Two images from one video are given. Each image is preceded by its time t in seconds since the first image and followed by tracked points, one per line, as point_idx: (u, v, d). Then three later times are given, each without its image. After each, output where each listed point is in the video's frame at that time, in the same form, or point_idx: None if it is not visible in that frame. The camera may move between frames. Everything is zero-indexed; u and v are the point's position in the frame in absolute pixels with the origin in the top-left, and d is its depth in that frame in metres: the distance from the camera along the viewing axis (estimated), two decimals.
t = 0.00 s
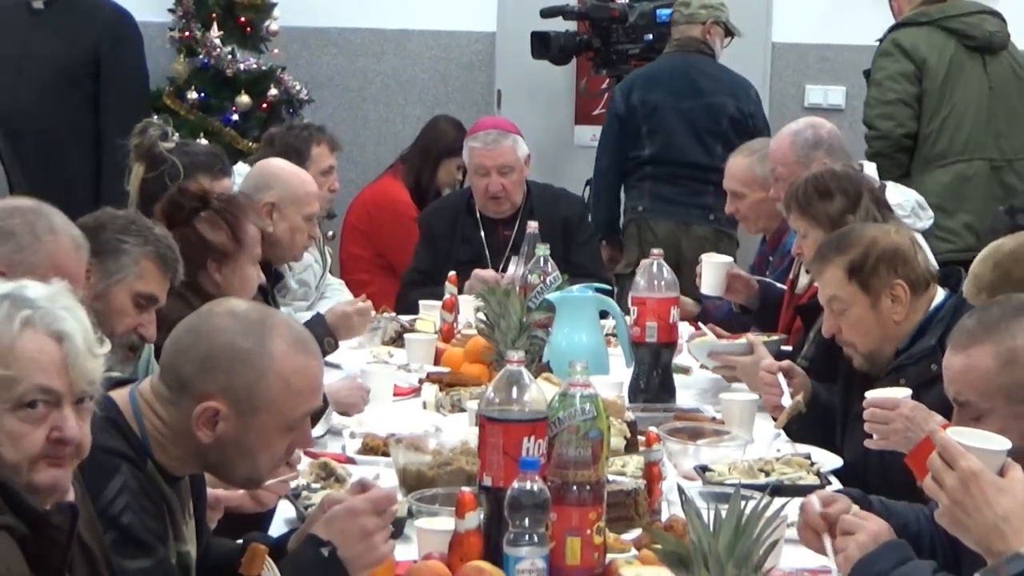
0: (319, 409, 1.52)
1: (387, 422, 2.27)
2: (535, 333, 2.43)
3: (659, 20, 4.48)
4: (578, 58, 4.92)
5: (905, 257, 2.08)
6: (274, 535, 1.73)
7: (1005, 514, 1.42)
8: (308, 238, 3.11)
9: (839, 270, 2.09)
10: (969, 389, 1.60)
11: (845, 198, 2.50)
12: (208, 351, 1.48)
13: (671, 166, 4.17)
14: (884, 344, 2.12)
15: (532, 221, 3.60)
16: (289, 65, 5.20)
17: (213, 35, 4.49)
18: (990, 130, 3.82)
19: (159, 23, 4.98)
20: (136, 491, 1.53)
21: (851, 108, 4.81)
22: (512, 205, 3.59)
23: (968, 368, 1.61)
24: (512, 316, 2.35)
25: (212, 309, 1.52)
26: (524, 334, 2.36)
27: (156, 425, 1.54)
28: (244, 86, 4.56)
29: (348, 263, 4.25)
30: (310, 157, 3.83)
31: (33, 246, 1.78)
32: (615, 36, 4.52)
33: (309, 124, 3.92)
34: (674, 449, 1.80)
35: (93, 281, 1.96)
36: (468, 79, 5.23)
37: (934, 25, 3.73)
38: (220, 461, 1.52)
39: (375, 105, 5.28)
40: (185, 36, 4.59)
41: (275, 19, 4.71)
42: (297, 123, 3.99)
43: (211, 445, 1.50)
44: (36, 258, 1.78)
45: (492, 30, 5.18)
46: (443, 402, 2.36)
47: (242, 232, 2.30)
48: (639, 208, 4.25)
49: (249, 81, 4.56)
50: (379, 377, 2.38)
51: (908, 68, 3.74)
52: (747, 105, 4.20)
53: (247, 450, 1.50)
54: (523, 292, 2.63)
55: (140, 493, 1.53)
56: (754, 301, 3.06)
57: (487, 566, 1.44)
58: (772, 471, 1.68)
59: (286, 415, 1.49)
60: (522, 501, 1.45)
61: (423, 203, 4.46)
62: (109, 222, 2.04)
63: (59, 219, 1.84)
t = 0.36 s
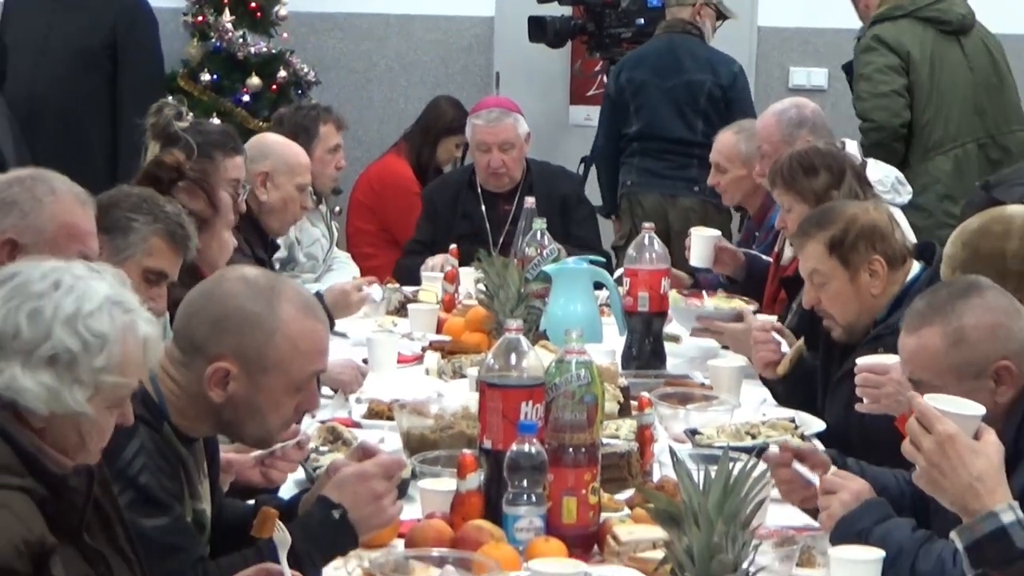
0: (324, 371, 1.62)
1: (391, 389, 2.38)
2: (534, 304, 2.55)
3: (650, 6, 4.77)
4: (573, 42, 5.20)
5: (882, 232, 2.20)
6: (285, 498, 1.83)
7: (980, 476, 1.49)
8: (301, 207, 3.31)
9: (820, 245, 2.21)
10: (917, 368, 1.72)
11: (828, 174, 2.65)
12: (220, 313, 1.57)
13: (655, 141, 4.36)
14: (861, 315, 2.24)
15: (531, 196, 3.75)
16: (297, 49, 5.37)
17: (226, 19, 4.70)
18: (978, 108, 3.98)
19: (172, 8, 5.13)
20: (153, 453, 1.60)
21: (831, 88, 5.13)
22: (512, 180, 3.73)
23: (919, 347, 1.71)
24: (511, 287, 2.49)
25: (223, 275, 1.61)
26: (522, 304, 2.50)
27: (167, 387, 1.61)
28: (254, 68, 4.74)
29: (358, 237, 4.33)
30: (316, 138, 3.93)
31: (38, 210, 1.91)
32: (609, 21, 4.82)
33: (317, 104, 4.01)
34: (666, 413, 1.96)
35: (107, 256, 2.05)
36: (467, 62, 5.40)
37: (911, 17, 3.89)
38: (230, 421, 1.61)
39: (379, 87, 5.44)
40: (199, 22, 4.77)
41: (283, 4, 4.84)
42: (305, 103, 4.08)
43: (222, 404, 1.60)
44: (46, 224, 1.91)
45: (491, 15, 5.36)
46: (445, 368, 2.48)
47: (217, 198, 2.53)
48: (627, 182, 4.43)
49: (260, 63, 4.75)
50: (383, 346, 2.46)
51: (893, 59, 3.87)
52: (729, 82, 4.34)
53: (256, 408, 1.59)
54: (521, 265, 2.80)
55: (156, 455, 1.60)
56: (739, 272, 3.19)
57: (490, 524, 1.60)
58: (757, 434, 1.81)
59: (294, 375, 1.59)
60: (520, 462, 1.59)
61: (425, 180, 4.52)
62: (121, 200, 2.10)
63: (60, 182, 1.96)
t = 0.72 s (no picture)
0: (327, 340, 1.73)
1: (396, 365, 2.46)
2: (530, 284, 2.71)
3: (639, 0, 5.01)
4: (567, 37, 5.52)
5: (844, 223, 2.33)
6: (294, 471, 1.93)
7: (951, 447, 1.56)
8: (299, 191, 3.51)
9: (787, 238, 2.35)
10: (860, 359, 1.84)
11: (812, 161, 2.84)
12: (227, 287, 1.68)
13: (666, 131, 4.63)
14: (829, 304, 2.37)
15: (527, 182, 3.90)
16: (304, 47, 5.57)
17: (235, 15, 4.90)
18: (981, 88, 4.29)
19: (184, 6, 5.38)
20: (169, 426, 1.68)
21: (812, 78, 5.37)
22: (509, 165, 3.88)
23: (865, 338, 1.82)
24: (508, 269, 2.61)
25: (231, 251, 1.72)
26: (518, 285, 2.59)
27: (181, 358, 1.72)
28: (263, 62, 4.93)
29: (360, 222, 4.58)
30: (323, 128, 4.21)
31: (50, 192, 2.00)
32: (600, 16, 5.03)
33: (323, 96, 4.29)
34: (656, 388, 2.11)
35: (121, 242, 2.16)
36: (466, 55, 5.65)
37: (919, 14, 4.15)
38: (240, 390, 1.72)
39: (383, 79, 5.68)
40: (210, 18, 4.97)
41: None
42: (312, 96, 4.36)
43: (232, 373, 1.70)
44: (57, 204, 2.00)
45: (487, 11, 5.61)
46: (445, 346, 2.56)
47: (212, 184, 2.60)
48: (639, 170, 4.70)
49: (268, 57, 4.94)
50: (387, 326, 2.58)
51: (916, 55, 4.11)
52: (743, 81, 4.63)
53: (263, 376, 1.70)
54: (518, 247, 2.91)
55: (173, 428, 1.68)
56: (727, 255, 3.30)
57: (489, 495, 1.70)
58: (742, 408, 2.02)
59: (299, 345, 1.69)
60: (517, 435, 1.68)
61: (423, 167, 4.84)
62: (127, 187, 2.18)
63: (68, 163, 2.06)
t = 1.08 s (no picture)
0: (333, 331, 1.83)
1: (397, 355, 2.55)
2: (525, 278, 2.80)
3: (629, 7, 5.36)
4: (560, 41, 5.77)
5: (820, 219, 2.54)
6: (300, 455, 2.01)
7: (928, 432, 1.64)
8: (308, 193, 3.81)
9: (767, 236, 2.55)
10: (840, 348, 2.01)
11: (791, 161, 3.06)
12: (240, 278, 1.78)
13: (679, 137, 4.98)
14: (809, 295, 2.60)
15: (523, 181, 4.23)
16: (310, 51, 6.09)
17: (246, 23, 5.33)
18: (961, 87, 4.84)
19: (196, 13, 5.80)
20: (182, 415, 1.77)
21: (793, 82, 5.75)
22: (508, 165, 4.21)
23: (846, 327, 1.99)
24: (504, 264, 2.72)
25: (243, 246, 1.82)
26: (514, 279, 2.72)
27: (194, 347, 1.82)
28: (272, 67, 5.37)
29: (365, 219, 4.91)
30: (328, 130, 4.58)
31: (87, 191, 2.20)
32: (592, 23, 5.38)
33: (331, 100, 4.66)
34: (645, 378, 2.22)
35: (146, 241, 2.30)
36: (463, 61, 6.14)
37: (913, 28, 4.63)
38: (250, 377, 1.80)
39: (385, 83, 6.19)
40: (222, 25, 5.38)
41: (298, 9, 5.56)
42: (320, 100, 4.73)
43: (243, 360, 1.79)
44: (94, 202, 2.19)
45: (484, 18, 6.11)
46: (445, 338, 2.64)
47: (224, 184, 2.72)
48: (655, 174, 5.05)
49: (277, 62, 5.38)
50: (390, 318, 2.68)
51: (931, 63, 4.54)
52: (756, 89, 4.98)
53: (271, 363, 1.79)
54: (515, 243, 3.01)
55: (186, 417, 1.77)
56: (711, 251, 3.52)
57: (486, 480, 1.79)
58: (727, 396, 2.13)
59: (307, 334, 1.80)
60: (513, 422, 1.77)
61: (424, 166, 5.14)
62: (150, 184, 2.38)
63: (99, 163, 2.26)
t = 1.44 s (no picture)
0: (342, 325, 1.90)
1: (401, 346, 2.64)
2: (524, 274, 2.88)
3: (623, 17, 5.49)
4: (557, 48, 5.85)
5: (805, 217, 2.72)
6: (306, 442, 2.10)
7: (928, 415, 1.77)
8: (318, 190, 4.03)
9: (754, 235, 2.73)
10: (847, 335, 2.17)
11: (779, 162, 3.26)
12: (253, 270, 1.86)
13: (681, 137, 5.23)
14: (793, 290, 2.78)
15: (523, 182, 4.40)
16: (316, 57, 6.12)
17: (259, 31, 5.40)
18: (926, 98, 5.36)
19: (213, 20, 5.91)
20: (196, 403, 1.89)
21: (779, 86, 6.14)
22: (508, 167, 4.38)
23: (858, 311, 2.15)
24: (504, 259, 2.82)
25: (258, 241, 1.90)
26: (514, 274, 2.82)
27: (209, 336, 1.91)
28: (284, 72, 5.44)
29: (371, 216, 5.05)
30: (339, 131, 4.75)
31: (106, 189, 2.29)
32: (587, 30, 5.50)
33: (339, 104, 4.85)
34: (638, 367, 2.31)
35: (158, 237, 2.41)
36: (466, 67, 6.26)
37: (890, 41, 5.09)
38: (261, 366, 1.88)
39: (392, 88, 6.25)
40: (235, 32, 5.46)
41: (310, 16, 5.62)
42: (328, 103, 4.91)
43: (254, 348, 1.87)
44: (113, 199, 2.29)
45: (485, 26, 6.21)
46: (448, 329, 2.73)
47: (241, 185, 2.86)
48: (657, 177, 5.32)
49: (288, 68, 5.45)
50: (395, 310, 2.76)
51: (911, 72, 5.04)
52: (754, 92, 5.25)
53: (282, 353, 1.87)
54: (514, 240, 3.10)
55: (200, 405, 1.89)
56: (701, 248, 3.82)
57: (487, 465, 1.88)
58: (716, 385, 2.22)
59: (317, 326, 1.87)
60: (513, 410, 1.86)
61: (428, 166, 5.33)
62: (183, 184, 2.52)
63: (117, 162, 2.35)
